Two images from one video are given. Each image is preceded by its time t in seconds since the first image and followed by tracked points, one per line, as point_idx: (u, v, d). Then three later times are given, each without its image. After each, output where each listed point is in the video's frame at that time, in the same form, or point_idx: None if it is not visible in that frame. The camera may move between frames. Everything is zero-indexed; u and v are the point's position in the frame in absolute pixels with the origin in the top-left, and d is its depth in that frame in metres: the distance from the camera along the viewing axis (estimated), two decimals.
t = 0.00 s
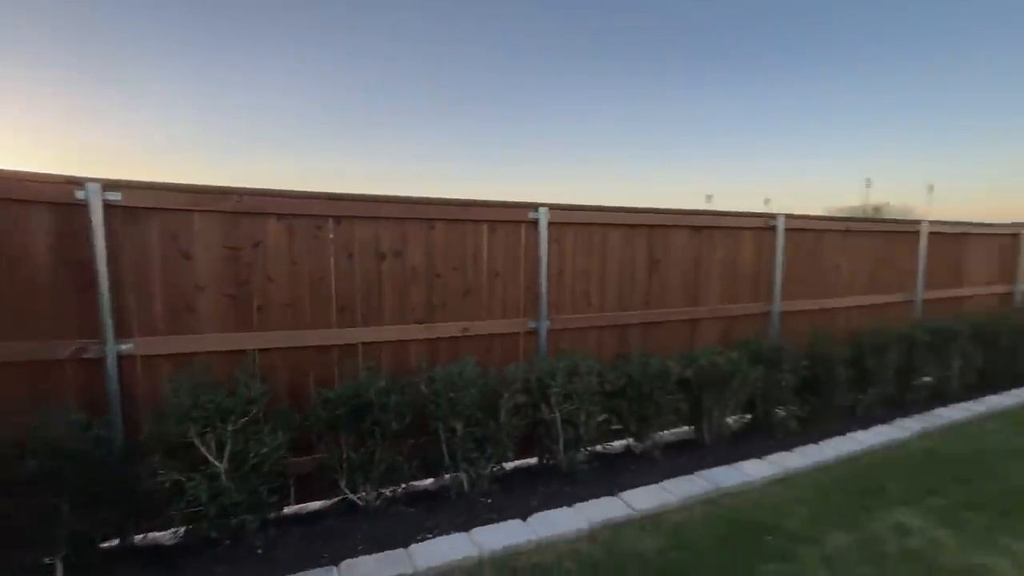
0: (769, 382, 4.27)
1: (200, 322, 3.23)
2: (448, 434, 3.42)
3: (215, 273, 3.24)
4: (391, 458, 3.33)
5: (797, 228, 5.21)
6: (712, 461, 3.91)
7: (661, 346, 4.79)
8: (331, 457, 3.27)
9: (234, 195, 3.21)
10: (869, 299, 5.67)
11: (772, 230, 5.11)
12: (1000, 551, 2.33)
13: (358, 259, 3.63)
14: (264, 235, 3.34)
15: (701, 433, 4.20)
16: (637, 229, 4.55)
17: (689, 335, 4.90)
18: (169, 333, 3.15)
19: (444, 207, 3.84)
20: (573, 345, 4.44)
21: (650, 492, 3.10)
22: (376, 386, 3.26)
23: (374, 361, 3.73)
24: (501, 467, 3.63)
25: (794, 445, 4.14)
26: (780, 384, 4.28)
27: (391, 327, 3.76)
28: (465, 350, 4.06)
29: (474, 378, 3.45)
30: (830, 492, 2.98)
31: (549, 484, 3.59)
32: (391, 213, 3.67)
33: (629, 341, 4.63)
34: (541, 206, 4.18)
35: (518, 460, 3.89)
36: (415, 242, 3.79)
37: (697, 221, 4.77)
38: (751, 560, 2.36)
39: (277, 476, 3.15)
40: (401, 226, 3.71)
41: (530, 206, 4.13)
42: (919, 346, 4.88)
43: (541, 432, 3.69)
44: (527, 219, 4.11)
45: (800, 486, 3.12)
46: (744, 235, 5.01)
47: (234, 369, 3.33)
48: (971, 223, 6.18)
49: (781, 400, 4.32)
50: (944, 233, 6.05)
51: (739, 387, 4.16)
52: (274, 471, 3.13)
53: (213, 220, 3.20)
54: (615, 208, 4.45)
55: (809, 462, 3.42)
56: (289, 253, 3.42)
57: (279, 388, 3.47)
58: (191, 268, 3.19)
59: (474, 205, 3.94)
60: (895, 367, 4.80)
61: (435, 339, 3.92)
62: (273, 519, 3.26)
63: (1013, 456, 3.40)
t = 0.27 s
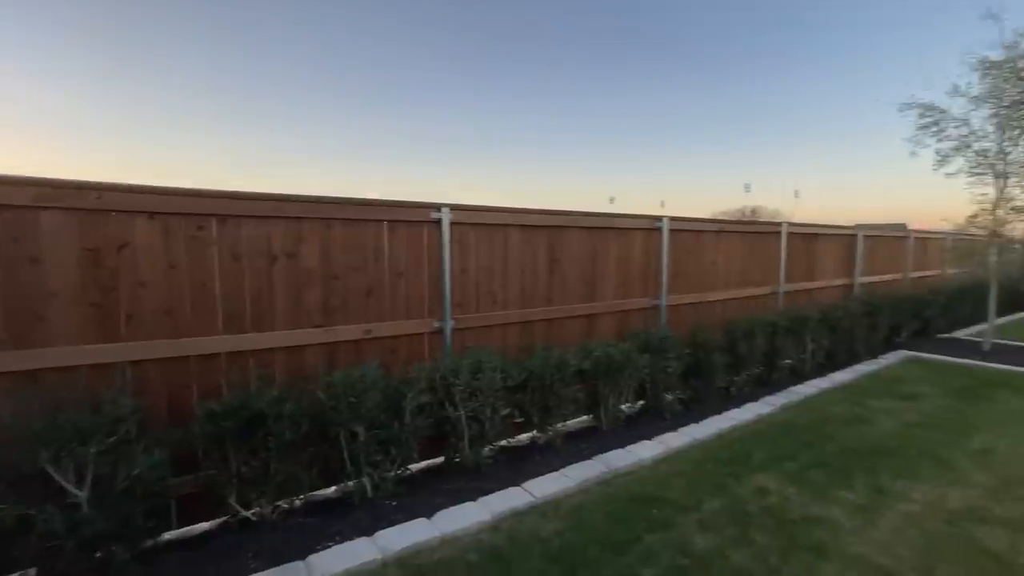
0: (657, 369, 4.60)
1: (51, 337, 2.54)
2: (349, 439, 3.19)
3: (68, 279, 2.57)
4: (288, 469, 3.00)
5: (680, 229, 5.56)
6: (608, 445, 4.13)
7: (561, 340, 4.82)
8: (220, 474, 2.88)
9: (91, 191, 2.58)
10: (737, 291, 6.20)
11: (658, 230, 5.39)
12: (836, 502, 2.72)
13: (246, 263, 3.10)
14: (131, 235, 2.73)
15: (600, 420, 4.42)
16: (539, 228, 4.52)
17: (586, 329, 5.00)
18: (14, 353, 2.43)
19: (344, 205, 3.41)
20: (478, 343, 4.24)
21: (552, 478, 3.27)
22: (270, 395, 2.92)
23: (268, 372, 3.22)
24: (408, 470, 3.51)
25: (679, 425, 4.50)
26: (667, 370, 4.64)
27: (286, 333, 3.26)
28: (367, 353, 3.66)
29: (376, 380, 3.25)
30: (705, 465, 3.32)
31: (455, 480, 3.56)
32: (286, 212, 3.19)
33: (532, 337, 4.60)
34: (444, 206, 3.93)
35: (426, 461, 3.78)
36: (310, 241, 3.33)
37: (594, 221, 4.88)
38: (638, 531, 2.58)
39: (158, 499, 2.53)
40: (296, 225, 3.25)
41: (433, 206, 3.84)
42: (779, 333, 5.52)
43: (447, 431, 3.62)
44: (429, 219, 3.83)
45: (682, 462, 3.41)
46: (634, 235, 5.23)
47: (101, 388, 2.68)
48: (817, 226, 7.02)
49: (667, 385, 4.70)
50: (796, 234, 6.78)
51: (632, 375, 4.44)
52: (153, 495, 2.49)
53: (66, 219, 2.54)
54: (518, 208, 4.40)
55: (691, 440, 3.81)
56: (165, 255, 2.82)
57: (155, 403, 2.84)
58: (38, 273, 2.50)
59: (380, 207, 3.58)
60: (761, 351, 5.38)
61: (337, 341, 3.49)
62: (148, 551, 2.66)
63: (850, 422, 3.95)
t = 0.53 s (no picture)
0: (570, 362, 4.65)
1: None
2: (252, 449, 2.86)
3: None
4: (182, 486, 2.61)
5: (590, 229, 5.50)
6: (524, 438, 4.08)
7: (476, 340, 4.58)
8: (99, 497, 2.42)
9: None
10: (642, 288, 6.33)
11: (569, 231, 5.30)
12: (721, 475, 3.02)
13: (129, 265, 2.68)
14: None
15: (516, 415, 4.36)
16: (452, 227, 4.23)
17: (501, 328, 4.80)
18: None
19: (245, 201, 3.05)
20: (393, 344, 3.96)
21: (466, 473, 3.33)
22: (161, 406, 2.53)
23: (156, 382, 2.80)
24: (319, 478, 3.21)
25: (592, 414, 4.58)
26: (578, 363, 4.71)
27: (179, 341, 2.85)
28: (272, 358, 3.30)
29: (281, 385, 2.94)
30: (611, 450, 3.53)
31: (370, 484, 3.30)
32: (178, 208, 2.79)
33: (447, 337, 4.31)
34: (353, 205, 3.60)
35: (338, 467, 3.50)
36: (205, 240, 2.94)
37: (508, 220, 4.66)
38: (547, 516, 2.71)
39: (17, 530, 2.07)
40: (186, 225, 2.85)
41: (340, 205, 3.52)
42: (677, 324, 5.94)
43: (360, 433, 3.37)
44: (337, 218, 3.50)
45: (589, 449, 3.59)
46: (548, 236, 5.09)
47: None
48: (710, 227, 7.44)
49: (579, 377, 4.77)
50: (694, 234, 7.11)
51: (546, 370, 4.43)
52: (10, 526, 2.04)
53: None
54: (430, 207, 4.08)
55: (598, 427, 4.03)
56: (28, 256, 2.36)
57: (15, 425, 2.37)
58: None
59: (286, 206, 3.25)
60: (662, 343, 5.77)
61: (237, 347, 3.12)
62: None
63: (737, 403, 4.36)
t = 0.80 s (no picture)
0: (499, 360, 4.51)
1: None
2: (158, 462, 2.59)
3: None
4: (75, 506, 2.32)
5: (519, 230, 5.53)
6: (454, 437, 3.92)
7: (405, 341, 4.42)
8: None
9: None
10: (570, 286, 6.41)
11: (499, 231, 5.29)
12: (640, 460, 3.19)
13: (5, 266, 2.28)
14: None
15: (445, 415, 4.20)
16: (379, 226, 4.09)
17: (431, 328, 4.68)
18: None
19: (148, 199, 2.73)
20: (316, 347, 3.72)
21: (394, 473, 3.29)
22: (49, 418, 2.26)
23: (42, 396, 2.41)
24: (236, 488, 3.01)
25: (522, 411, 4.50)
26: (508, 361, 4.59)
27: (68, 350, 2.48)
28: (181, 365, 2.96)
29: (192, 393, 2.66)
30: (538, 443, 3.62)
31: (292, 489, 3.14)
32: (66, 207, 2.43)
33: (375, 339, 4.15)
34: (272, 204, 3.33)
35: (257, 476, 3.26)
36: (99, 238, 2.58)
37: (436, 219, 4.59)
38: (474, 510, 2.75)
39: None
40: (78, 225, 2.49)
41: (258, 204, 3.25)
42: (604, 320, 5.94)
43: (281, 440, 3.16)
44: (254, 217, 3.22)
45: (518, 443, 3.66)
46: (477, 235, 5.04)
47: None
48: (634, 227, 7.66)
49: (509, 375, 4.65)
50: (619, 234, 7.27)
51: (475, 368, 4.29)
52: None
53: None
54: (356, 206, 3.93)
55: (527, 422, 4.09)
56: None
57: None
58: None
59: (196, 203, 2.94)
60: (588, 340, 5.72)
61: (140, 355, 2.76)
62: None
63: (656, 393, 4.61)
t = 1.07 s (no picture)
0: (438, 361, 4.44)
1: None
2: (58, 481, 2.37)
3: None
4: None
5: (458, 230, 5.49)
6: (390, 440, 3.83)
7: (339, 344, 4.30)
8: None
9: None
10: (511, 286, 6.41)
11: (438, 232, 5.24)
12: (573, 454, 3.25)
13: None
14: None
15: (382, 418, 4.10)
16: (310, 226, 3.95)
17: (367, 330, 4.57)
18: None
19: (45, 195, 2.49)
20: (241, 352, 3.53)
21: (326, 479, 3.19)
22: None
23: None
24: (151, 504, 2.82)
25: (461, 411, 4.43)
26: (447, 362, 4.52)
27: None
28: (86, 375, 2.71)
29: (97, 405, 2.46)
30: (475, 442, 3.60)
31: (214, 502, 2.98)
32: None
33: (307, 342, 4.00)
34: (190, 203, 3.14)
35: (176, 491, 3.06)
36: None
37: (371, 220, 4.49)
38: (407, 512, 2.70)
39: None
40: None
41: (176, 203, 3.05)
42: (543, 320, 5.93)
43: (202, 450, 2.99)
44: (171, 216, 3.02)
45: (455, 443, 3.63)
46: (415, 236, 4.98)
47: None
48: (574, 228, 7.77)
49: (448, 375, 4.58)
50: (560, 234, 7.34)
51: (413, 369, 4.20)
52: None
53: None
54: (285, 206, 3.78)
55: (466, 422, 4.07)
56: None
57: None
58: None
59: (102, 201, 2.70)
60: (529, 339, 5.70)
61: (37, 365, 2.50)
62: None
63: (593, 389, 4.70)
